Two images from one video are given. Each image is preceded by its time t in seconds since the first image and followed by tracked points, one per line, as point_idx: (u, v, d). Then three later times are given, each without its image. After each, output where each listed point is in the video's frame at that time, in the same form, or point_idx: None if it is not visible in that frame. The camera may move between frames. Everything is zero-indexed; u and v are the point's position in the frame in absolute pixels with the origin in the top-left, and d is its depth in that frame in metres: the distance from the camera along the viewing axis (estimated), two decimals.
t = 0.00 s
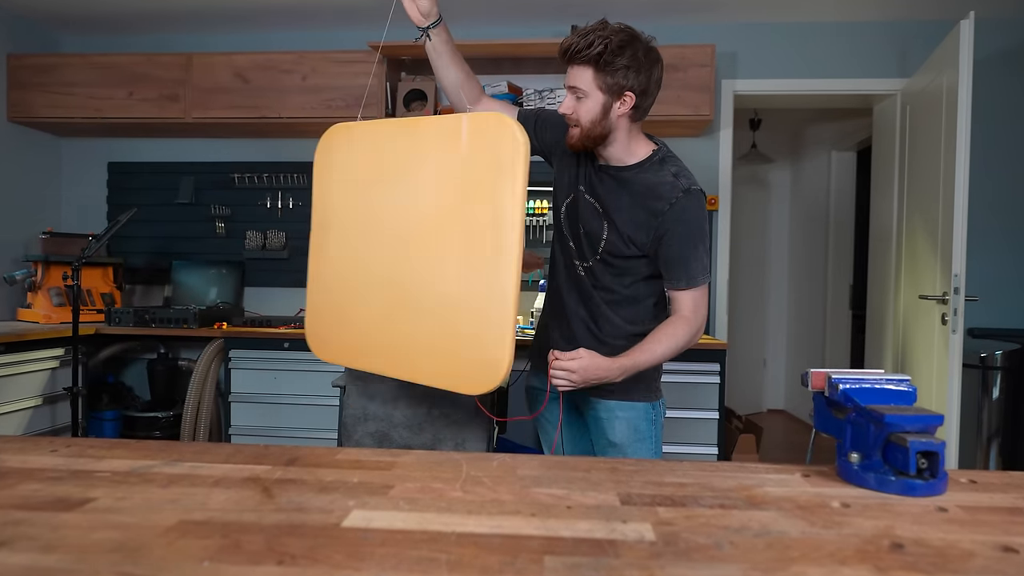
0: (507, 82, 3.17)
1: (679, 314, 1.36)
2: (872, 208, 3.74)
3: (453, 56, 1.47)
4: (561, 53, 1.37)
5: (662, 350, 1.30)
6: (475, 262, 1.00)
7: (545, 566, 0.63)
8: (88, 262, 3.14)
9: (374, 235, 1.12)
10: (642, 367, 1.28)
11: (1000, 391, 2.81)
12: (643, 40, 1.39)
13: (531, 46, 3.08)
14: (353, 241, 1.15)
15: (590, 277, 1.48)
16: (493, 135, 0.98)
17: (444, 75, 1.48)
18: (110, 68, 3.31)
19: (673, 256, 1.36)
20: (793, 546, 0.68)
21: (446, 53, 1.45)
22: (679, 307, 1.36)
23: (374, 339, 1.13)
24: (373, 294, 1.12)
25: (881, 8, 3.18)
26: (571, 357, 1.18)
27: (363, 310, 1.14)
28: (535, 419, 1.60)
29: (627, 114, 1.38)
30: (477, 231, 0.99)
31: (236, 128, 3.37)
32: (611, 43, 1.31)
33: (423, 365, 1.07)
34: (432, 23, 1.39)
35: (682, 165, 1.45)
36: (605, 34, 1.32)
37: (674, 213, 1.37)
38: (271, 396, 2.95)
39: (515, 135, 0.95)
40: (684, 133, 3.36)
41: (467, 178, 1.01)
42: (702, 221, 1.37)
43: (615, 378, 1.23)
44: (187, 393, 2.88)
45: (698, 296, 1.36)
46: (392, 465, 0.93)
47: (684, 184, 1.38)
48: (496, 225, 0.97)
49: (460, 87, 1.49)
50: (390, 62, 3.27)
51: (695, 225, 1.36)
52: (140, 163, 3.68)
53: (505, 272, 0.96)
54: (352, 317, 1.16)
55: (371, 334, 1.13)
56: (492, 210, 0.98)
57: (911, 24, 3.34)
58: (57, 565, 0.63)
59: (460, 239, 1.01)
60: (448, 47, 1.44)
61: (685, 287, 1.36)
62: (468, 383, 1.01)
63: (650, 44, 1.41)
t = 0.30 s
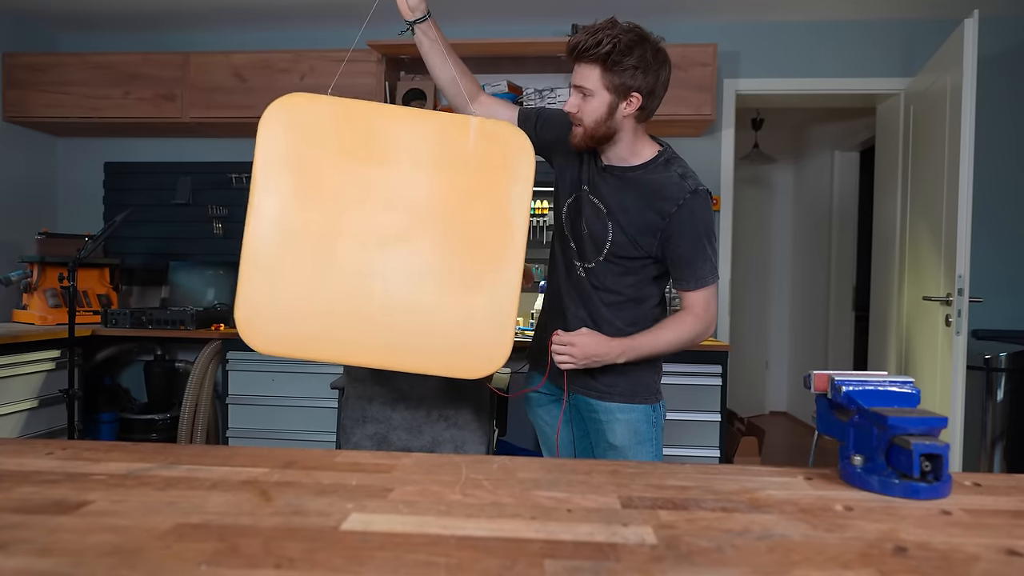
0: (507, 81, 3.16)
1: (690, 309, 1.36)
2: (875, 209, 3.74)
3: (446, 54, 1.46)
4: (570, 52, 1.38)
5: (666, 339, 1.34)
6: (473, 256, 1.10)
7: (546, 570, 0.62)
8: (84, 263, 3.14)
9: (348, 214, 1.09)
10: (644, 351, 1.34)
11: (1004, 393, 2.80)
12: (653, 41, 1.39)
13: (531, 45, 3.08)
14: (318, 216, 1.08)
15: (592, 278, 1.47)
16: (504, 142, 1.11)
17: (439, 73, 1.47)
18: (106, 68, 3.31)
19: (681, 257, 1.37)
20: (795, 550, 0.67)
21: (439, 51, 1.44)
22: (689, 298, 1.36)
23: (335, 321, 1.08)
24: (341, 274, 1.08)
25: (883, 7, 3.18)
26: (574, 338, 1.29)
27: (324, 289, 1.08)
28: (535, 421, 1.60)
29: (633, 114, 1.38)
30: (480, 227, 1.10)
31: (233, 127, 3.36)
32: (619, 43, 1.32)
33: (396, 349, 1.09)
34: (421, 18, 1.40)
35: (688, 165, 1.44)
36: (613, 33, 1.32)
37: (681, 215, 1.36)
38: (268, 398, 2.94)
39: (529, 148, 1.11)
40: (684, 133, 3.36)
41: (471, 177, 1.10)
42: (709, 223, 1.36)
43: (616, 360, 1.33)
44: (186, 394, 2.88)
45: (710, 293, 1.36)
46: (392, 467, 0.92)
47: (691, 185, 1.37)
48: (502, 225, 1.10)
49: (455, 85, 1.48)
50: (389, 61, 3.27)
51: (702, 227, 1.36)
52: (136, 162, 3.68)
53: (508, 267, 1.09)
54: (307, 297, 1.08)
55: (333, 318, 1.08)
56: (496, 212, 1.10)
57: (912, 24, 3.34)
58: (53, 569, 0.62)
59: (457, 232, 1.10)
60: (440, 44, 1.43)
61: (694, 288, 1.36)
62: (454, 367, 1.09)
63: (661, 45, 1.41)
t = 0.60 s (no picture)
0: (507, 81, 3.16)
1: (689, 310, 1.37)
2: (878, 209, 3.73)
3: (445, 44, 1.44)
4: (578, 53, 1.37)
5: (658, 331, 1.35)
6: (451, 245, 1.17)
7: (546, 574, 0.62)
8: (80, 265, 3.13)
9: (332, 195, 1.08)
10: (635, 339, 1.36)
11: (1010, 395, 2.78)
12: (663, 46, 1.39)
13: (531, 45, 3.08)
14: (301, 194, 1.06)
15: (592, 280, 1.46)
16: (484, 144, 1.22)
17: (439, 64, 1.45)
18: (103, 68, 3.31)
19: (682, 262, 1.37)
20: (798, 553, 0.67)
21: (436, 42, 1.42)
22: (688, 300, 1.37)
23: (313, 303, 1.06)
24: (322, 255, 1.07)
25: (884, 6, 3.18)
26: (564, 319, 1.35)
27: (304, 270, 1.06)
28: (533, 423, 1.59)
29: (639, 118, 1.37)
30: (459, 220, 1.18)
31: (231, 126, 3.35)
32: (627, 47, 1.32)
33: (373, 333, 1.11)
34: (416, 8, 1.38)
35: (692, 169, 1.44)
36: (621, 37, 1.32)
37: (684, 220, 1.36)
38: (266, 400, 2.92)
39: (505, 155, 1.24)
40: (686, 133, 3.36)
41: (452, 172, 1.18)
42: (712, 227, 1.36)
43: (607, 342, 1.35)
44: (183, 393, 2.93)
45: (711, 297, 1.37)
46: (390, 470, 0.91)
47: (694, 190, 1.37)
48: (477, 219, 1.20)
49: (454, 75, 1.48)
50: (388, 61, 3.26)
51: (705, 232, 1.35)
52: (133, 163, 3.67)
53: (481, 258, 1.19)
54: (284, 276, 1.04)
55: (312, 300, 1.06)
56: (472, 206, 1.20)
57: (914, 24, 3.34)
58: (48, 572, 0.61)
59: (437, 221, 1.16)
60: (438, 35, 1.42)
61: (696, 292, 1.36)
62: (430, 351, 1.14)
63: (668, 47, 1.40)
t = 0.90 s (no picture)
0: (507, 80, 3.16)
1: (683, 309, 1.37)
2: (881, 208, 3.73)
3: (445, 44, 1.44)
4: (586, 49, 1.32)
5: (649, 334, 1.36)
6: (441, 240, 1.23)
7: None
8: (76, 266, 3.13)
9: (337, 196, 1.07)
10: (624, 343, 1.37)
11: (1014, 397, 2.77)
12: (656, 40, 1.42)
13: (531, 43, 3.07)
14: (309, 197, 1.03)
15: (595, 280, 1.46)
16: (471, 148, 1.28)
17: (436, 64, 1.45)
18: (99, 67, 3.30)
19: (681, 258, 1.36)
20: (801, 556, 0.66)
21: (437, 41, 1.42)
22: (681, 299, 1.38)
23: (324, 306, 1.06)
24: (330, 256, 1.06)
25: (886, 5, 3.18)
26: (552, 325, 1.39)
27: (315, 273, 1.04)
28: (535, 425, 1.58)
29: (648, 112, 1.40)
30: (447, 215, 1.24)
31: (230, 126, 3.35)
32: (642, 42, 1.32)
33: (377, 330, 1.14)
34: (420, 6, 1.39)
35: (691, 166, 1.43)
36: (632, 32, 1.30)
37: (683, 216, 1.35)
38: (266, 402, 2.92)
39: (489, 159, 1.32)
40: (687, 132, 3.36)
41: (441, 169, 1.22)
42: (711, 223, 1.35)
43: (596, 348, 1.38)
44: (181, 396, 2.94)
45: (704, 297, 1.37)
46: (389, 472, 0.91)
47: (693, 185, 1.36)
48: (461, 215, 1.26)
49: (452, 76, 1.48)
50: (386, 59, 3.26)
51: (704, 228, 1.34)
52: (130, 163, 3.66)
53: (467, 250, 1.28)
54: (296, 280, 1.02)
55: (323, 302, 1.06)
56: (458, 201, 1.26)
57: (917, 23, 3.33)
58: None
59: (429, 219, 1.21)
60: (438, 35, 1.42)
61: (693, 289, 1.36)
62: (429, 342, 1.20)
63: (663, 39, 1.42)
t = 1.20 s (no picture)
0: (507, 79, 3.15)
1: (691, 293, 1.35)
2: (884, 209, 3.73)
3: (436, 51, 1.44)
4: (571, 47, 1.30)
5: (664, 321, 1.33)
6: (459, 247, 1.22)
7: None
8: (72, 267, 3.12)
9: (353, 209, 1.07)
10: (641, 335, 1.34)
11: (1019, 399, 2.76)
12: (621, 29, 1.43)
13: (531, 42, 3.07)
14: (325, 210, 1.03)
15: (601, 278, 1.45)
16: (482, 150, 1.26)
17: (425, 71, 1.46)
18: (94, 66, 3.30)
19: (683, 240, 1.35)
20: (804, 560, 0.65)
21: (429, 49, 1.43)
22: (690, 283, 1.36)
23: (343, 319, 1.06)
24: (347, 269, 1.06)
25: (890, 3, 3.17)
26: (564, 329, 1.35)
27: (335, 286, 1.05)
28: (545, 430, 1.57)
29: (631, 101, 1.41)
30: (464, 221, 1.22)
31: (228, 125, 3.34)
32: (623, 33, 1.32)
33: (400, 338, 1.14)
34: (413, 13, 1.37)
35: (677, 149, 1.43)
36: (614, 25, 1.29)
37: (680, 197, 1.35)
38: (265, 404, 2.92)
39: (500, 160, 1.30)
40: (690, 132, 3.36)
41: (454, 176, 1.21)
42: (707, 201, 1.35)
43: (614, 344, 1.34)
44: (177, 398, 2.92)
45: (712, 277, 1.35)
46: (388, 476, 0.90)
47: (684, 166, 1.36)
48: (476, 220, 1.25)
49: (440, 85, 1.48)
50: (385, 58, 3.25)
51: (701, 207, 1.34)
52: (126, 163, 3.65)
53: (485, 255, 1.26)
54: (315, 295, 1.02)
55: (342, 316, 1.06)
56: (474, 206, 1.25)
57: (921, 22, 3.33)
58: None
59: (446, 226, 1.19)
60: (431, 42, 1.42)
61: (699, 271, 1.34)
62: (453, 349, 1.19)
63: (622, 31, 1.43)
